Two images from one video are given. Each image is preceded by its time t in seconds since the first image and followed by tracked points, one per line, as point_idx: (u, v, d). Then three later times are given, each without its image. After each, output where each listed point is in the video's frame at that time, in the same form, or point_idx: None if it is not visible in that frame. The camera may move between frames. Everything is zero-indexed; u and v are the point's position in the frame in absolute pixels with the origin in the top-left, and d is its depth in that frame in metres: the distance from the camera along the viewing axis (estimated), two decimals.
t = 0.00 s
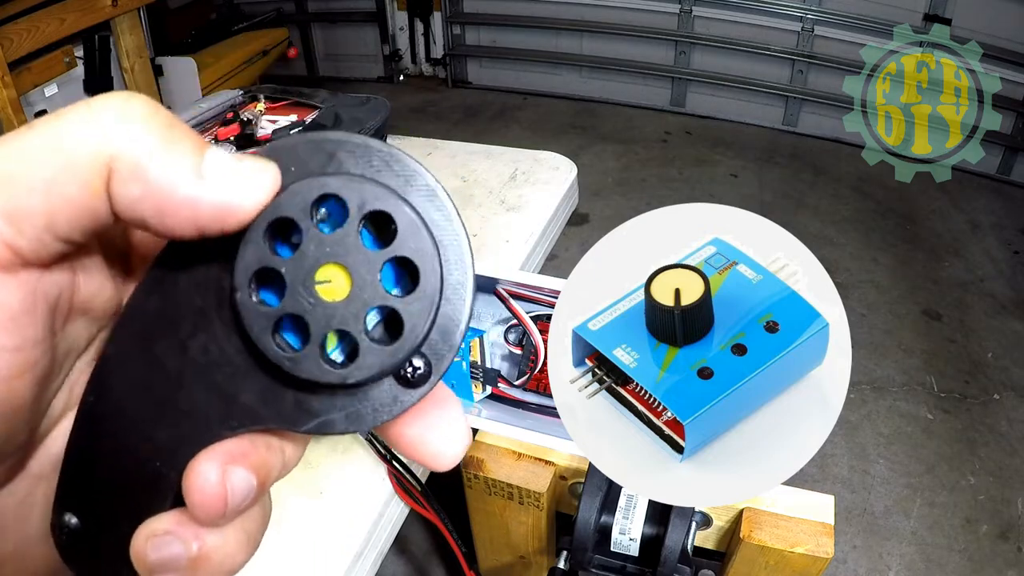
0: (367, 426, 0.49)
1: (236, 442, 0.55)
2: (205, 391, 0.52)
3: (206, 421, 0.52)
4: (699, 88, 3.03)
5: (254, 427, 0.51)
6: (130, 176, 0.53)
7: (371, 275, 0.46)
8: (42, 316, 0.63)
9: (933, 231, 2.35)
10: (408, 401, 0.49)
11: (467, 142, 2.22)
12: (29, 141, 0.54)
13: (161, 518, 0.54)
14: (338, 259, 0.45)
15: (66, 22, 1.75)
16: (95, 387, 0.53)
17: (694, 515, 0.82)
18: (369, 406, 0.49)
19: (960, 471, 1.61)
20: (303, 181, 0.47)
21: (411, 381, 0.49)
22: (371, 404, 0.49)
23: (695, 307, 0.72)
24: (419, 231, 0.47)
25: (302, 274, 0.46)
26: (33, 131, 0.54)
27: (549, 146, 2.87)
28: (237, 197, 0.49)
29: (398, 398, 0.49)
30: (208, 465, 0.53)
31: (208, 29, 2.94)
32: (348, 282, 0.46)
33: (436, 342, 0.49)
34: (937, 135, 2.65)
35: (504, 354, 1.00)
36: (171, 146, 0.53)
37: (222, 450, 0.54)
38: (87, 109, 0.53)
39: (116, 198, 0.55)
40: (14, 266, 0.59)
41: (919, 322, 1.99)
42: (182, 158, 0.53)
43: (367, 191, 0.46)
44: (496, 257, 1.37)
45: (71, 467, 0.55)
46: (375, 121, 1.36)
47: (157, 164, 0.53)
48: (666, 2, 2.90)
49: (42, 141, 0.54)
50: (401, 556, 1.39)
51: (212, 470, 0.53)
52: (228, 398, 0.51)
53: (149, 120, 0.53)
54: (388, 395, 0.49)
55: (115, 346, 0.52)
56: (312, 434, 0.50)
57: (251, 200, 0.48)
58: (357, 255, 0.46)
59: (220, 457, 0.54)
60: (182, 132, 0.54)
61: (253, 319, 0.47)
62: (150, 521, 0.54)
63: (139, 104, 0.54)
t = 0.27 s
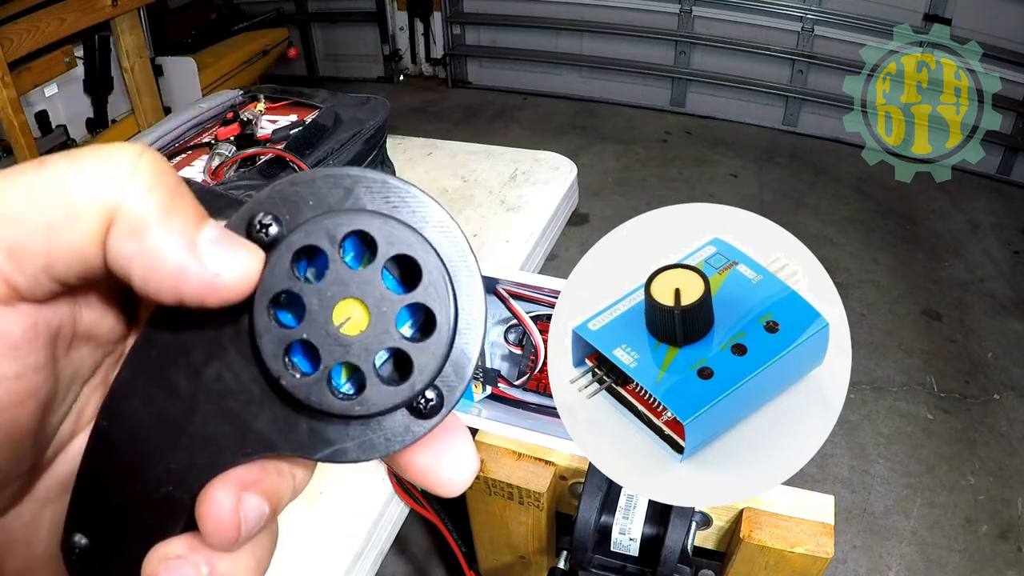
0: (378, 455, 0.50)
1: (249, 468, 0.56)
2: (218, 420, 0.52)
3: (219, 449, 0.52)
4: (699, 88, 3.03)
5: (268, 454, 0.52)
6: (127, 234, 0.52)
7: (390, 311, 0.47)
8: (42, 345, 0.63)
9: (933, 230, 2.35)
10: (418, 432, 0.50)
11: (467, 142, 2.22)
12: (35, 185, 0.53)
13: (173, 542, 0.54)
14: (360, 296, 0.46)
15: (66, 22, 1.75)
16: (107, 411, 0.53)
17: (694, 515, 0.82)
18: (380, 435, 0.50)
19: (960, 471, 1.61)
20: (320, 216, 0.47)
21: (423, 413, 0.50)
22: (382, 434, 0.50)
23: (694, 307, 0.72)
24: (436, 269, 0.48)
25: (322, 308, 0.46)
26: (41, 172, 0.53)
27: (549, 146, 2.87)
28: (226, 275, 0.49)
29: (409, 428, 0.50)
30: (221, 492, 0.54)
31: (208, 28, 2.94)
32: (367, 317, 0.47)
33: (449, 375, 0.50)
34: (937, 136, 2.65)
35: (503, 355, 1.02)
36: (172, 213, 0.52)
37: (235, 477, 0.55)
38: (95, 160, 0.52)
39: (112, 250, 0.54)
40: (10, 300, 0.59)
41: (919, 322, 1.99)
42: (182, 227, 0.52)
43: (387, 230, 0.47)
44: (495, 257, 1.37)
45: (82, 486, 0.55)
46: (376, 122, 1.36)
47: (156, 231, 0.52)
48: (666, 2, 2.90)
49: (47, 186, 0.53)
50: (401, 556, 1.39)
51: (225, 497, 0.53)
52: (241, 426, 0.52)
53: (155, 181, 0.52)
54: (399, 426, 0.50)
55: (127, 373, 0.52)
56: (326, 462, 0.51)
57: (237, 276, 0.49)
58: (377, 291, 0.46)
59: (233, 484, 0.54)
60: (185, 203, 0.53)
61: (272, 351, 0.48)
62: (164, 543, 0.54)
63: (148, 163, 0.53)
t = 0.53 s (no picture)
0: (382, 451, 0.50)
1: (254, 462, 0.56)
2: (225, 416, 0.52)
3: (226, 446, 0.52)
4: (699, 88, 3.03)
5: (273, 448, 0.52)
6: (153, 220, 0.53)
7: (400, 311, 0.47)
8: (62, 339, 0.63)
9: (933, 230, 2.35)
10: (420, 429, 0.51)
11: (467, 142, 2.22)
12: (53, 181, 0.53)
13: (178, 534, 0.55)
14: (369, 295, 0.46)
15: (66, 22, 1.75)
16: (114, 406, 0.53)
17: (694, 515, 0.82)
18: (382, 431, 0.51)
19: (960, 471, 1.61)
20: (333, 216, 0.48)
21: (427, 411, 0.51)
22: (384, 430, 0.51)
23: (695, 307, 0.72)
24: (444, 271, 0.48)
25: (332, 307, 0.46)
26: (57, 165, 0.53)
27: (549, 146, 2.87)
28: (254, 251, 0.48)
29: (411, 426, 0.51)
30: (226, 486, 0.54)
31: (208, 29, 2.94)
32: (376, 317, 0.47)
33: (452, 374, 0.51)
34: (937, 136, 2.65)
35: (504, 354, 1.03)
36: (199, 193, 0.53)
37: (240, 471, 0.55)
38: (114, 151, 0.52)
39: (138, 239, 0.54)
40: (32, 297, 0.59)
41: (919, 322, 1.99)
42: (208, 207, 0.53)
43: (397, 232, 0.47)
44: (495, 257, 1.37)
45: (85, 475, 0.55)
46: (376, 121, 1.36)
47: (184, 214, 0.52)
48: (666, 2, 2.90)
49: (66, 180, 0.52)
50: (401, 556, 1.39)
51: (231, 491, 0.54)
52: (245, 420, 0.52)
53: (179, 166, 0.53)
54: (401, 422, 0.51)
55: (133, 368, 0.52)
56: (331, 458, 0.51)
57: (265, 251, 0.48)
58: (388, 291, 0.47)
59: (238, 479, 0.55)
60: (207, 182, 0.53)
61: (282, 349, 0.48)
62: (167, 535, 0.55)
63: (168, 150, 0.53)
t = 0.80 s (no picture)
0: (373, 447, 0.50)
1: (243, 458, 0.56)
2: (223, 408, 0.52)
3: (222, 439, 0.52)
4: (699, 88, 3.02)
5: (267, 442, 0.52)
6: (223, 217, 0.51)
7: (389, 309, 0.47)
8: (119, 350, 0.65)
9: (933, 230, 2.35)
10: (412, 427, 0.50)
11: (467, 142, 2.22)
12: (114, 201, 0.52)
13: (173, 526, 0.55)
14: (354, 292, 0.46)
15: (66, 22, 1.75)
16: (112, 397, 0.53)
17: (695, 515, 0.82)
18: (374, 427, 0.50)
19: (960, 471, 1.61)
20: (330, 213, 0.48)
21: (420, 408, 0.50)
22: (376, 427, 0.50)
23: (695, 307, 0.72)
24: (434, 271, 0.47)
25: (323, 303, 0.46)
26: (113, 183, 0.52)
27: (549, 146, 2.87)
28: (318, 208, 0.48)
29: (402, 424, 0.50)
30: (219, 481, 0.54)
31: (208, 29, 2.94)
32: (367, 314, 0.46)
33: (445, 371, 0.50)
34: (937, 136, 2.65)
35: (504, 354, 1.00)
36: (261, 178, 0.51)
37: (232, 465, 0.55)
38: (170, 159, 0.51)
39: (219, 238, 0.52)
40: (102, 314, 0.61)
41: (919, 322, 1.99)
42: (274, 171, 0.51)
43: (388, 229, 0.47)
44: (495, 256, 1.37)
45: (86, 462, 0.56)
46: (376, 122, 1.36)
47: (255, 192, 0.51)
48: (666, 2, 2.90)
49: (127, 197, 0.51)
50: (401, 556, 1.39)
51: (224, 487, 0.54)
52: (243, 413, 0.52)
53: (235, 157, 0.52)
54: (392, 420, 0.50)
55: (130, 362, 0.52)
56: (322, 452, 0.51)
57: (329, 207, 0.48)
58: (378, 290, 0.46)
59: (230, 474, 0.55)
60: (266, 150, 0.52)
61: (274, 343, 0.48)
62: (164, 526, 0.55)
63: (222, 146, 0.52)
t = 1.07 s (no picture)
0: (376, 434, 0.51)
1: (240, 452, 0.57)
2: (226, 402, 0.52)
3: (226, 429, 0.52)
4: (699, 88, 3.02)
5: (268, 432, 0.52)
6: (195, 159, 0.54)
7: (389, 296, 0.47)
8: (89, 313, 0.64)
9: (933, 230, 2.35)
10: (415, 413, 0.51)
11: (467, 142, 2.22)
12: (84, 152, 0.53)
13: (179, 517, 0.55)
14: (353, 280, 0.47)
15: (65, 22, 1.75)
16: (115, 388, 0.53)
17: (694, 515, 0.82)
18: (376, 415, 0.51)
19: (960, 471, 1.61)
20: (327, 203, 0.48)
21: (421, 395, 0.50)
22: (378, 415, 0.51)
23: (695, 307, 0.72)
24: (434, 258, 0.48)
25: (323, 292, 0.47)
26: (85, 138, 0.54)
27: (549, 146, 2.87)
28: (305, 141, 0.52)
29: (404, 412, 0.51)
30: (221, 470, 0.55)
31: (208, 29, 2.94)
32: (366, 301, 0.47)
33: (445, 358, 0.51)
34: (937, 135, 2.65)
35: (504, 354, 0.99)
36: (228, 115, 0.54)
37: (230, 456, 0.56)
38: (136, 107, 0.54)
39: (187, 177, 0.56)
40: (76, 270, 0.61)
41: (919, 322, 1.99)
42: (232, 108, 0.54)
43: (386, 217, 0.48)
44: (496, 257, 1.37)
45: (88, 458, 0.55)
46: (376, 122, 1.36)
47: (217, 134, 0.54)
48: (665, 2, 2.90)
49: (99, 149, 0.53)
50: (401, 556, 1.39)
51: (225, 475, 0.55)
52: (246, 409, 0.52)
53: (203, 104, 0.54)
54: (394, 408, 0.51)
55: (134, 354, 0.52)
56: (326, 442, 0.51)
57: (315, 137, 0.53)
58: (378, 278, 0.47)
59: (229, 464, 0.56)
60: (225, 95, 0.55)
61: (275, 333, 0.48)
62: (171, 517, 0.54)
63: (186, 93, 0.55)
